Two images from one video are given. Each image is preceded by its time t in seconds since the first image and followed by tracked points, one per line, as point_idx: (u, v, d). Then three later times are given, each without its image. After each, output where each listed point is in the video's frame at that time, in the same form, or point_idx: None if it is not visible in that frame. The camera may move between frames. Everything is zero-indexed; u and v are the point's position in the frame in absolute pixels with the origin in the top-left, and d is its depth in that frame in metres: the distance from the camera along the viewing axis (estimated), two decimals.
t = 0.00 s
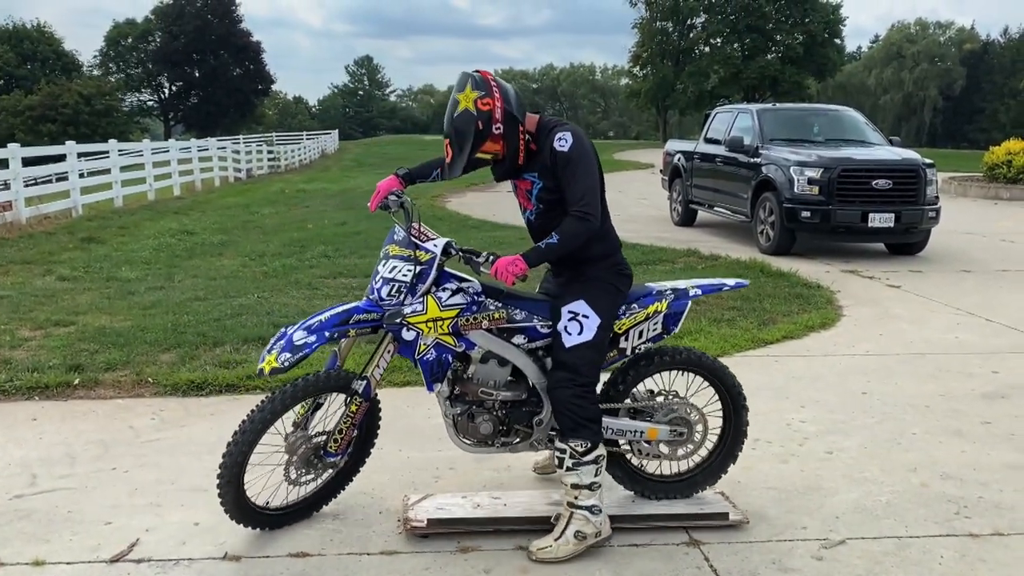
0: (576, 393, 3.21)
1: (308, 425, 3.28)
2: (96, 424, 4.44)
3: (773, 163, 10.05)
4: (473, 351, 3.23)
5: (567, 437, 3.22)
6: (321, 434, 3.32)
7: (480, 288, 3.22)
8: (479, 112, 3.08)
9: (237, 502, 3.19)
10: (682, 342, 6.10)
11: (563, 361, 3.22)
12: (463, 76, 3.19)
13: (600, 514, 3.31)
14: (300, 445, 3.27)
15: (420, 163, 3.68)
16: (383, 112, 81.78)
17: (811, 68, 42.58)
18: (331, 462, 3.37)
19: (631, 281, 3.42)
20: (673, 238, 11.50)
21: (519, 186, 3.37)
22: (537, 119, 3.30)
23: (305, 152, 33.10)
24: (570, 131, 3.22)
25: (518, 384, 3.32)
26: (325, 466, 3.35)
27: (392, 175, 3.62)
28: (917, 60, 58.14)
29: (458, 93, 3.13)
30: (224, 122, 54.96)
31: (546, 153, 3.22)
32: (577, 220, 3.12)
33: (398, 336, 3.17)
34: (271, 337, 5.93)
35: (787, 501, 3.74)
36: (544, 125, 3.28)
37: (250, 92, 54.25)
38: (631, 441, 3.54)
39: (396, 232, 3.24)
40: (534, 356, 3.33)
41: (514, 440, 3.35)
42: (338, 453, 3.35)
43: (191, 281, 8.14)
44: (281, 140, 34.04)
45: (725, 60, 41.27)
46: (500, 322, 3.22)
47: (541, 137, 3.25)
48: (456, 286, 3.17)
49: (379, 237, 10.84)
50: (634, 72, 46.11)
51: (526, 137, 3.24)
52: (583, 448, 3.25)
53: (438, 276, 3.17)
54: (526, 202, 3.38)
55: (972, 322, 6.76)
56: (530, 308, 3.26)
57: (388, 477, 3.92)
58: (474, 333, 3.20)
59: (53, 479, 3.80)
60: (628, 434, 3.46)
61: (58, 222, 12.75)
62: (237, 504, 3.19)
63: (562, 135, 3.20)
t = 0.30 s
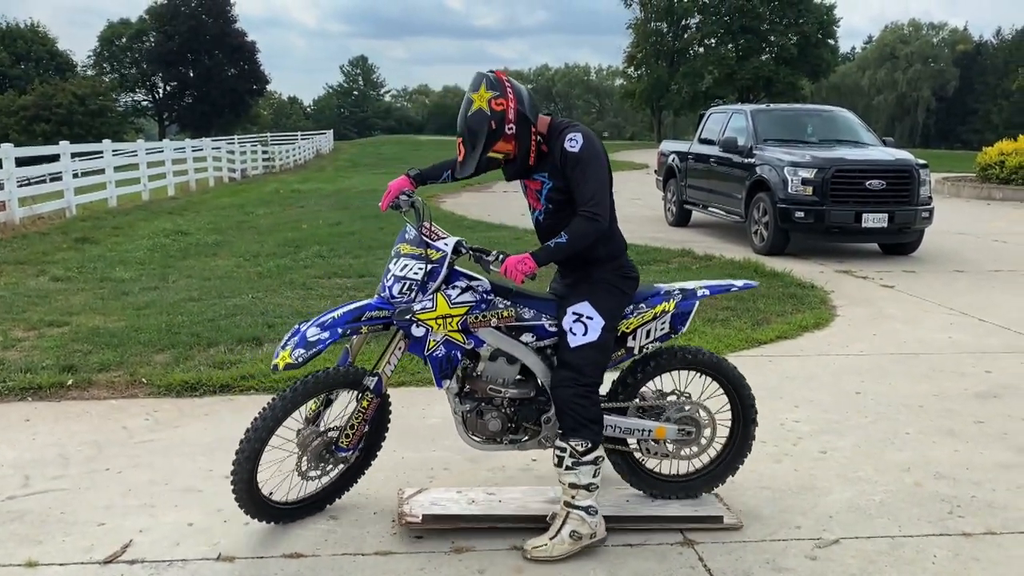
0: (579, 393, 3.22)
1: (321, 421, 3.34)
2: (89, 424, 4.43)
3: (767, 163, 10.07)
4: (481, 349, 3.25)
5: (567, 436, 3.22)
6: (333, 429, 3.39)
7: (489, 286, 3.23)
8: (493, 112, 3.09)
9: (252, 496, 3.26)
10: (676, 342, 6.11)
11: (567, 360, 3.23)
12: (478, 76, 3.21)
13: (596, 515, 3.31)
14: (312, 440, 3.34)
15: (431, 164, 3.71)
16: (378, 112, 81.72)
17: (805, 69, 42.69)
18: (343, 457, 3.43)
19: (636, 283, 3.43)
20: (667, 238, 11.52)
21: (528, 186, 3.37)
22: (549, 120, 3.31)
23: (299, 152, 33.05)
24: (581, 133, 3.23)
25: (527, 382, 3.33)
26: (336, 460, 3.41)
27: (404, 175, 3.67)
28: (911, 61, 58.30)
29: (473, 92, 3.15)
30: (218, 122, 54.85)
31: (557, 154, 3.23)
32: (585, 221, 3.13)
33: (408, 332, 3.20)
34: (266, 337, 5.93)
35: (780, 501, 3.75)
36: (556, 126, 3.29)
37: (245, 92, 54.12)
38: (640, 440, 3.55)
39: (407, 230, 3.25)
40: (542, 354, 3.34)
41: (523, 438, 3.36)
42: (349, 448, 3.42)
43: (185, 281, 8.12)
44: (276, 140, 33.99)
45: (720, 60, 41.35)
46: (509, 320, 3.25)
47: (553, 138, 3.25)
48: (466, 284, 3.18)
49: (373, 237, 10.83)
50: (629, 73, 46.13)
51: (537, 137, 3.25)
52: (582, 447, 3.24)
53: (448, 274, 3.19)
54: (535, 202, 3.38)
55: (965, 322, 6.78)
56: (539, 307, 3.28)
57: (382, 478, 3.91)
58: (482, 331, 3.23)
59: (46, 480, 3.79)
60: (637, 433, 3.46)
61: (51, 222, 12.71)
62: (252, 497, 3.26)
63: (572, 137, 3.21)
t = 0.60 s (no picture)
0: (567, 386, 3.22)
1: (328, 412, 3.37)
2: (83, 425, 4.42)
3: (762, 163, 10.08)
4: (491, 349, 3.29)
5: (559, 429, 3.23)
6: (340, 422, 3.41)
7: (500, 287, 3.27)
8: (515, 110, 3.10)
9: (256, 473, 3.29)
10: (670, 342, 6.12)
11: (555, 351, 3.24)
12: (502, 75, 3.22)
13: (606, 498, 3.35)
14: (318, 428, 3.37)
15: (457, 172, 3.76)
16: (373, 112, 81.60)
17: (800, 70, 42.76)
18: (349, 453, 3.42)
19: (645, 289, 3.43)
20: (663, 238, 11.54)
21: (545, 188, 3.38)
22: (570, 122, 3.33)
23: (294, 152, 33.02)
24: (601, 139, 3.23)
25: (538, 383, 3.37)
26: (342, 456, 3.40)
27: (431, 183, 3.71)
28: (905, 61, 58.41)
29: (495, 91, 3.15)
30: (213, 122, 54.72)
31: (574, 157, 3.24)
32: (591, 223, 3.11)
33: (418, 331, 3.23)
34: (261, 338, 5.93)
35: (774, 501, 3.75)
36: (577, 129, 3.30)
37: (241, 92, 53.98)
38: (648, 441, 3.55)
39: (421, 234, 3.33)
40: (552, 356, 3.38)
41: (532, 438, 3.39)
42: (355, 444, 3.41)
43: (179, 281, 8.11)
44: (271, 140, 33.96)
45: (715, 61, 41.38)
46: (520, 321, 3.28)
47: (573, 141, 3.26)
48: (477, 285, 3.23)
49: (369, 238, 10.83)
50: (624, 73, 46.14)
51: (557, 139, 3.27)
52: (576, 438, 3.26)
53: (460, 275, 3.25)
54: (551, 204, 3.39)
55: (959, 322, 6.80)
56: (549, 309, 3.30)
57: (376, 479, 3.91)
58: (493, 332, 3.26)
59: (40, 480, 3.79)
60: (644, 434, 3.48)
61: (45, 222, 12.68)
62: (254, 474, 3.30)
63: (591, 141, 3.22)
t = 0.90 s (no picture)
0: (576, 390, 3.20)
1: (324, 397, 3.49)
2: (78, 425, 4.41)
3: (758, 163, 10.08)
4: (496, 347, 3.32)
5: (571, 429, 3.24)
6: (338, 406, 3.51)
7: (507, 286, 3.30)
8: (518, 116, 3.14)
9: (256, 436, 3.46)
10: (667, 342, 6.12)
11: (567, 353, 3.22)
12: (510, 79, 3.26)
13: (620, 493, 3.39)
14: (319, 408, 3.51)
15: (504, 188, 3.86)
16: (369, 111, 81.44)
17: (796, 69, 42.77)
18: (342, 439, 3.48)
19: (653, 292, 3.43)
20: (659, 238, 11.55)
21: (553, 190, 3.41)
22: (580, 125, 3.33)
23: (291, 152, 32.96)
24: (604, 140, 3.22)
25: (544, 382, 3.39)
26: (335, 441, 3.47)
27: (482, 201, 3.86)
28: (901, 61, 58.50)
29: (501, 95, 3.20)
30: (210, 121, 54.60)
31: (579, 160, 3.25)
32: (571, 218, 3.11)
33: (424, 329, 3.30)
34: (256, 337, 5.92)
35: (770, 500, 3.76)
36: (586, 132, 3.30)
37: (237, 91, 53.87)
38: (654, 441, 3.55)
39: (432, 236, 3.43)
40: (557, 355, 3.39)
41: (536, 436, 3.40)
42: (347, 429, 3.46)
43: (175, 281, 8.10)
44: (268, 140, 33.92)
45: (712, 60, 41.38)
46: (525, 320, 3.30)
47: (579, 143, 3.26)
48: (482, 284, 3.27)
49: (365, 237, 10.81)
50: (621, 73, 46.12)
51: (564, 142, 3.28)
52: (591, 437, 3.27)
53: (466, 273, 3.29)
54: (558, 206, 3.41)
55: (954, 321, 6.81)
56: (556, 309, 3.32)
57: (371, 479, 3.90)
58: (498, 331, 3.29)
59: (35, 480, 3.78)
60: (649, 434, 3.48)
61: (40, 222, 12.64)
62: (254, 435, 3.47)
63: (593, 143, 3.21)
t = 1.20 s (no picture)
0: (582, 389, 3.21)
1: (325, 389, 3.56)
2: (75, 425, 4.41)
3: (756, 162, 10.09)
4: (496, 344, 3.32)
5: (573, 429, 3.25)
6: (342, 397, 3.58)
7: (506, 283, 3.31)
8: (506, 119, 3.13)
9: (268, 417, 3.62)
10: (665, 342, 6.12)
11: (576, 355, 3.23)
12: (499, 80, 3.25)
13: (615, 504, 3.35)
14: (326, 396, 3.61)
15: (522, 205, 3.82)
16: (367, 111, 81.38)
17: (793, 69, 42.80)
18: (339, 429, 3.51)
19: (659, 290, 3.43)
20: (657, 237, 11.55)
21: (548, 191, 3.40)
22: (572, 125, 3.28)
23: (288, 151, 32.93)
24: (588, 143, 3.18)
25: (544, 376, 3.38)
26: (333, 431, 3.52)
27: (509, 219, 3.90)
28: (899, 60, 58.56)
29: (490, 98, 3.20)
30: (207, 121, 54.50)
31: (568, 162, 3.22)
32: (530, 210, 3.07)
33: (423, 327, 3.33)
34: (254, 337, 5.91)
35: (767, 499, 3.76)
36: (577, 131, 3.25)
37: (235, 91, 53.80)
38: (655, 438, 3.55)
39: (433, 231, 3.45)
40: (558, 351, 3.37)
41: (539, 431, 3.41)
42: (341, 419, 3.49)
43: (172, 281, 8.08)
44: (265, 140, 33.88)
45: (710, 59, 41.31)
46: (525, 316, 3.29)
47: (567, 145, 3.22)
48: (482, 280, 3.28)
49: (362, 237, 10.80)
50: (619, 72, 46.11)
51: (555, 145, 3.26)
52: (590, 439, 3.27)
53: (466, 270, 3.31)
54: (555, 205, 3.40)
55: (952, 320, 6.82)
56: (557, 306, 3.31)
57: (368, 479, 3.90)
58: (498, 327, 3.29)
59: (32, 480, 3.78)
60: (650, 432, 3.48)
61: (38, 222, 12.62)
62: (273, 425, 3.61)
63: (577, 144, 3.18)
